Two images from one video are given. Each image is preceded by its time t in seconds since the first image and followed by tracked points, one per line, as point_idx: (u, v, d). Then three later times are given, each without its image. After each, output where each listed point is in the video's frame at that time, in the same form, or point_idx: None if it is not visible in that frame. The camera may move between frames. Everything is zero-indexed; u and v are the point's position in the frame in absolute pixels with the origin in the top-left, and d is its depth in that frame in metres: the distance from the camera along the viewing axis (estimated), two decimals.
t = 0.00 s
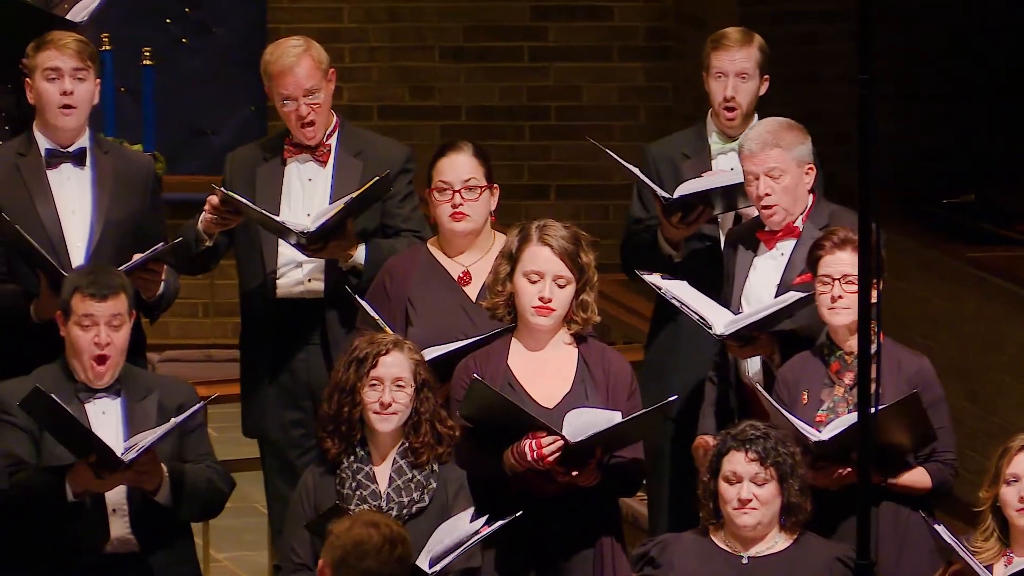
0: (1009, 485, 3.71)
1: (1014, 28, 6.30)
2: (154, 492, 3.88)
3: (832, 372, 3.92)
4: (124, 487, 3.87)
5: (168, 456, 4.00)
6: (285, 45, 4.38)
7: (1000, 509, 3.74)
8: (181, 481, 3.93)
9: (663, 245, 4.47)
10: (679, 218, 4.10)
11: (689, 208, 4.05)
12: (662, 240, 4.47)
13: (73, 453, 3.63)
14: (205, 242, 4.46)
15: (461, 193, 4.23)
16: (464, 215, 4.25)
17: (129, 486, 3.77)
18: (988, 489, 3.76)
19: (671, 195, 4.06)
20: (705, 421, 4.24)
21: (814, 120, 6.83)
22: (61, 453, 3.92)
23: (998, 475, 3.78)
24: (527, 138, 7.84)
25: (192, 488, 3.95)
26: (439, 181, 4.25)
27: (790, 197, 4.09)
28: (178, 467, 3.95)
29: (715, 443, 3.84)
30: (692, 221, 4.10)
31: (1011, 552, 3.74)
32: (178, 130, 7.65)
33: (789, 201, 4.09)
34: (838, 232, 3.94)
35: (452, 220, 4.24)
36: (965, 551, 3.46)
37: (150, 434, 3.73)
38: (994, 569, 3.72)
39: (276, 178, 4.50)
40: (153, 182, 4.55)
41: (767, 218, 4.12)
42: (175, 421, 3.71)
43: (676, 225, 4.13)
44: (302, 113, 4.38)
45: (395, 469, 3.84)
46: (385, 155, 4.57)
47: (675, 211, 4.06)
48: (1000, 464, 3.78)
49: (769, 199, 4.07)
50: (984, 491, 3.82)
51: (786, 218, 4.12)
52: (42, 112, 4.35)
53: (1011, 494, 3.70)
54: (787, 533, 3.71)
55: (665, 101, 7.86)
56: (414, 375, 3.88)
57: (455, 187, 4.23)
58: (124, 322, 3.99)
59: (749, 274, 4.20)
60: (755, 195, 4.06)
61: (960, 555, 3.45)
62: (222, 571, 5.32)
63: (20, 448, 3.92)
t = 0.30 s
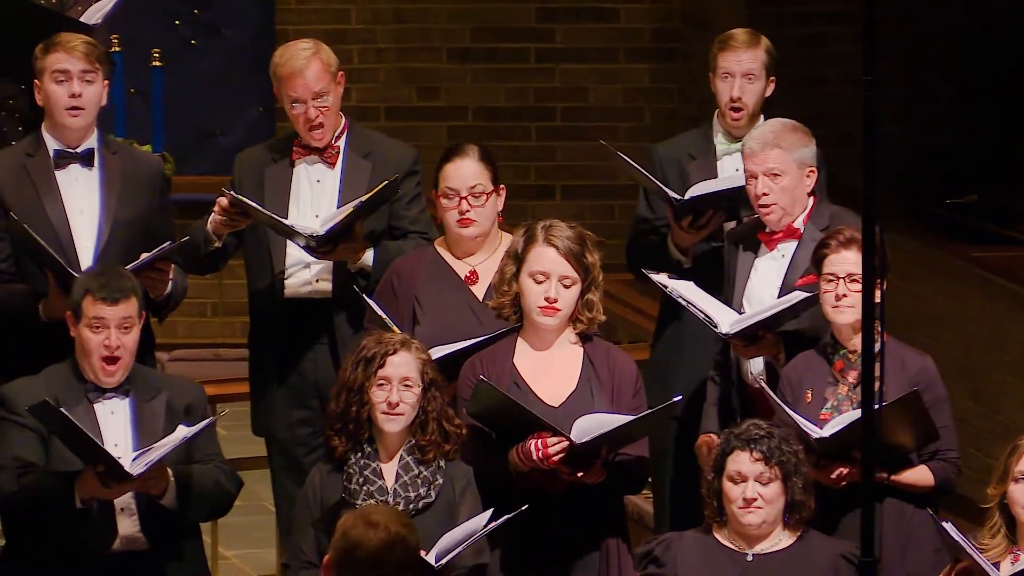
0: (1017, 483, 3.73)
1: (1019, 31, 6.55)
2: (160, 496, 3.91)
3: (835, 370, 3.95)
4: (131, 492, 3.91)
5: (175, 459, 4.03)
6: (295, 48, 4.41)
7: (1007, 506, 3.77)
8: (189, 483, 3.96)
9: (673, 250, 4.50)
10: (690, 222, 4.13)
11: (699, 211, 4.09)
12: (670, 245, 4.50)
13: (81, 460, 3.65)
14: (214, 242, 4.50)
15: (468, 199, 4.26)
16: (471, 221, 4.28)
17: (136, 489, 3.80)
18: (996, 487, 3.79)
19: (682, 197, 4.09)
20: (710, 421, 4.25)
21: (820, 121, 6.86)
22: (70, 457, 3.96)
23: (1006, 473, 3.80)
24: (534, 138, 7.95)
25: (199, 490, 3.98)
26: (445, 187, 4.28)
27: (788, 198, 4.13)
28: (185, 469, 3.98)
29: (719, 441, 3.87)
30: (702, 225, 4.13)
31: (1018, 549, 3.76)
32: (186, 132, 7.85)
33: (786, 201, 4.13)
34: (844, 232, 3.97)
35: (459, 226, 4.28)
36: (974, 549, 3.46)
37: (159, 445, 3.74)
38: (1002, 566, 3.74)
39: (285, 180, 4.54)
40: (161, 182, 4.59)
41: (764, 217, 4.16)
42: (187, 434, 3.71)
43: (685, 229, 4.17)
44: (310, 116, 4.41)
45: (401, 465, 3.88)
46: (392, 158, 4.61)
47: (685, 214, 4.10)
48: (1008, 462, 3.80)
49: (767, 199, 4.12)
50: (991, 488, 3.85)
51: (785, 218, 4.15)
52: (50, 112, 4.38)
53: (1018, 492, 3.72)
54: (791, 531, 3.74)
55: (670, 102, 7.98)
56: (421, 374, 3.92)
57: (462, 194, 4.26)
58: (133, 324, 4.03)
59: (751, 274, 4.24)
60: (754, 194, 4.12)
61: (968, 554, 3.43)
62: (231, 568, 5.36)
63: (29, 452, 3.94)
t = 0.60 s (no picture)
0: None
1: None
2: (177, 489, 3.92)
3: (846, 369, 3.99)
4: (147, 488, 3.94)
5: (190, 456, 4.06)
6: (313, 47, 4.46)
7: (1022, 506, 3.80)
8: (204, 479, 3.98)
9: (690, 251, 4.51)
10: (707, 224, 4.19)
11: (719, 212, 4.16)
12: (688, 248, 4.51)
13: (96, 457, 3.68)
14: (233, 242, 4.55)
15: (485, 216, 4.29)
16: (490, 235, 4.32)
17: (152, 484, 3.84)
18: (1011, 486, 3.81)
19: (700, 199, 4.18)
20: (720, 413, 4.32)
21: (831, 121, 6.90)
22: (87, 455, 3.99)
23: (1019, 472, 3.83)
24: (549, 139, 8.01)
25: (214, 486, 3.99)
26: (461, 206, 4.31)
27: (800, 196, 4.15)
28: (200, 467, 4.00)
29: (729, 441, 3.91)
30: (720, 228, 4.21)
31: None
32: (203, 130, 8.17)
33: (798, 199, 4.15)
34: (857, 232, 4.01)
35: (478, 240, 4.32)
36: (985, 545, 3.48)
37: (176, 438, 3.77)
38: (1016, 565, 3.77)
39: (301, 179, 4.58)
40: (177, 183, 4.65)
41: (775, 215, 4.18)
42: (202, 427, 3.76)
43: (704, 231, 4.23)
44: (328, 114, 4.46)
45: (418, 463, 3.91)
46: (409, 159, 4.65)
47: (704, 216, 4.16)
48: None
49: (779, 197, 4.14)
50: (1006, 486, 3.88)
51: (795, 218, 4.18)
52: (64, 115, 4.43)
53: None
54: (802, 529, 3.78)
55: (683, 102, 8.03)
56: (438, 372, 3.96)
57: (478, 211, 4.29)
58: (147, 322, 4.06)
59: (760, 276, 4.27)
60: (766, 192, 4.15)
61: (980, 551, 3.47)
62: (249, 566, 5.41)
63: (45, 449, 3.99)
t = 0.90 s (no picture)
0: None
1: None
2: (195, 485, 3.94)
3: (862, 368, 4.02)
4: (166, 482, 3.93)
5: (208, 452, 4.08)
6: (334, 43, 4.53)
7: None
8: (223, 476, 3.99)
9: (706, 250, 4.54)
10: (724, 227, 4.26)
11: (733, 215, 4.22)
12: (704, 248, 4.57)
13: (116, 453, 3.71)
14: (252, 242, 4.59)
15: (503, 218, 4.34)
16: (509, 237, 4.36)
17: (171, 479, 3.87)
18: None
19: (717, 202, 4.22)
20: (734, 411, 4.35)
21: (846, 121, 6.93)
22: (106, 451, 4.03)
23: None
24: (568, 139, 8.08)
25: (234, 483, 4.01)
26: (480, 206, 4.35)
27: (818, 195, 4.18)
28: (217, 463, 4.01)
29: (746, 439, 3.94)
30: (736, 230, 4.27)
31: None
32: (227, 131, 8.25)
33: (816, 198, 4.18)
34: (876, 232, 4.04)
35: (497, 240, 4.36)
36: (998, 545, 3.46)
37: (195, 434, 3.80)
38: None
39: (321, 181, 4.63)
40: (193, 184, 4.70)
41: (792, 214, 4.21)
42: (221, 423, 3.77)
43: (721, 233, 4.29)
44: (347, 107, 4.50)
45: (437, 461, 3.95)
46: (427, 160, 4.70)
47: (720, 219, 4.23)
48: None
49: (796, 195, 4.17)
50: None
51: (813, 217, 4.21)
52: (81, 115, 4.48)
53: None
54: (817, 527, 3.81)
55: (700, 103, 8.10)
56: (458, 371, 4.00)
57: (497, 212, 4.34)
58: (162, 320, 4.10)
59: (776, 273, 4.30)
60: (785, 190, 4.18)
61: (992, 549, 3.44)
62: (269, 562, 5.45)
63: (65, 446, 3.99)
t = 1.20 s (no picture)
0: None
1: None
2: (213, 483, 3.97)
3: (884, 367, 4.06)
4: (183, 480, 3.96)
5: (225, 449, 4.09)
6: (356, 44, 4.59)
7: None
8: (240, 473, 4.02)
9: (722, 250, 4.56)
10: (738, 226, 4.24)
11: (749, 215, 4.20)
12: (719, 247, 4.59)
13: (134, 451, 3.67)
14: (272, 242, 4.64)
15: (523, 218, 4.37)
16: (528, 236, 4.40)
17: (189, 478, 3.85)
18: None
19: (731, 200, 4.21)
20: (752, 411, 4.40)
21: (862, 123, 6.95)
22: (123, 450, 4.03)
23: None
24: (585, 140, 8.16)
25: (252, 480, 4.04)
26: (500, 205, 4.39)
27: (836, 194, 4.21)
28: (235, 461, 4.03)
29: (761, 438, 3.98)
30: (751, 229, 4.25)
31: None
32: (248, 132, 8.31)
33: (834, 198, 4.21)
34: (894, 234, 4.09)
35: (516, 240, 4.39)
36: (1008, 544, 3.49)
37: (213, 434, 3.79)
38: None
39: (341, 181, 4.66)
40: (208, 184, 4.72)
41: (810, 214, 4.24)
42: (238, 424, 3.75)
43: (735, 232, 4.28)
44: (368, 106, 4.55)
45: (456, 459, 4.00)
46: (444, 160, 4.75)
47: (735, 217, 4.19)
48: None
49: (815, 195, 4.19)
50: None
51: (830, 217, 4.25)
52: (97, 116, 4.50)
53: None
54: (832, 524, 3.85)
55: (716, 105, 8.16)
56: (476, 371, 4.04)
57: (517, 211, 4.38)
58: (178, 318, 4.10)
59: (794, 270, 4.34)
60: (802, 189, 4.19)
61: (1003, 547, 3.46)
62: (288, 559, 5.51)
63: (83, 445, 4.00)
